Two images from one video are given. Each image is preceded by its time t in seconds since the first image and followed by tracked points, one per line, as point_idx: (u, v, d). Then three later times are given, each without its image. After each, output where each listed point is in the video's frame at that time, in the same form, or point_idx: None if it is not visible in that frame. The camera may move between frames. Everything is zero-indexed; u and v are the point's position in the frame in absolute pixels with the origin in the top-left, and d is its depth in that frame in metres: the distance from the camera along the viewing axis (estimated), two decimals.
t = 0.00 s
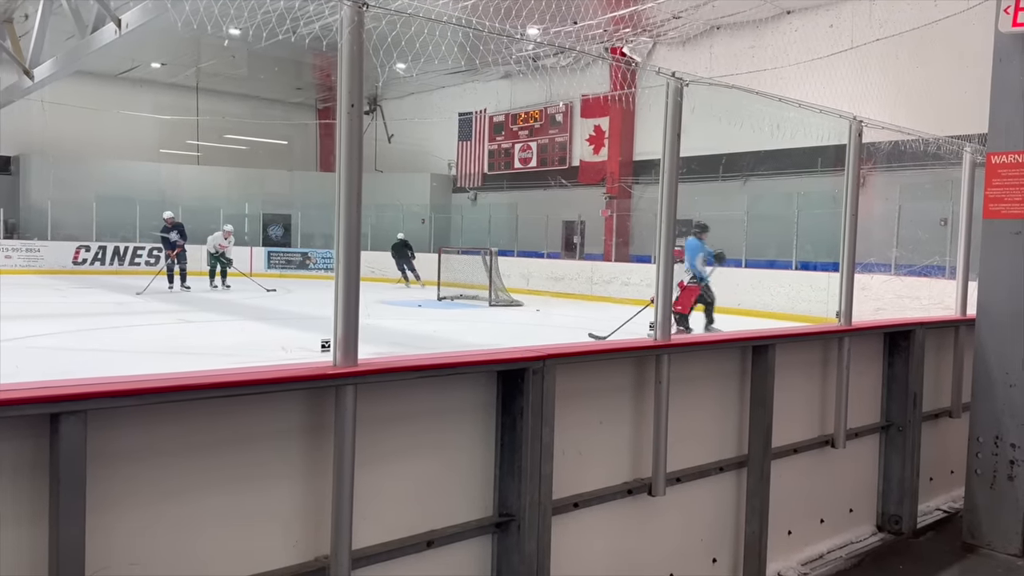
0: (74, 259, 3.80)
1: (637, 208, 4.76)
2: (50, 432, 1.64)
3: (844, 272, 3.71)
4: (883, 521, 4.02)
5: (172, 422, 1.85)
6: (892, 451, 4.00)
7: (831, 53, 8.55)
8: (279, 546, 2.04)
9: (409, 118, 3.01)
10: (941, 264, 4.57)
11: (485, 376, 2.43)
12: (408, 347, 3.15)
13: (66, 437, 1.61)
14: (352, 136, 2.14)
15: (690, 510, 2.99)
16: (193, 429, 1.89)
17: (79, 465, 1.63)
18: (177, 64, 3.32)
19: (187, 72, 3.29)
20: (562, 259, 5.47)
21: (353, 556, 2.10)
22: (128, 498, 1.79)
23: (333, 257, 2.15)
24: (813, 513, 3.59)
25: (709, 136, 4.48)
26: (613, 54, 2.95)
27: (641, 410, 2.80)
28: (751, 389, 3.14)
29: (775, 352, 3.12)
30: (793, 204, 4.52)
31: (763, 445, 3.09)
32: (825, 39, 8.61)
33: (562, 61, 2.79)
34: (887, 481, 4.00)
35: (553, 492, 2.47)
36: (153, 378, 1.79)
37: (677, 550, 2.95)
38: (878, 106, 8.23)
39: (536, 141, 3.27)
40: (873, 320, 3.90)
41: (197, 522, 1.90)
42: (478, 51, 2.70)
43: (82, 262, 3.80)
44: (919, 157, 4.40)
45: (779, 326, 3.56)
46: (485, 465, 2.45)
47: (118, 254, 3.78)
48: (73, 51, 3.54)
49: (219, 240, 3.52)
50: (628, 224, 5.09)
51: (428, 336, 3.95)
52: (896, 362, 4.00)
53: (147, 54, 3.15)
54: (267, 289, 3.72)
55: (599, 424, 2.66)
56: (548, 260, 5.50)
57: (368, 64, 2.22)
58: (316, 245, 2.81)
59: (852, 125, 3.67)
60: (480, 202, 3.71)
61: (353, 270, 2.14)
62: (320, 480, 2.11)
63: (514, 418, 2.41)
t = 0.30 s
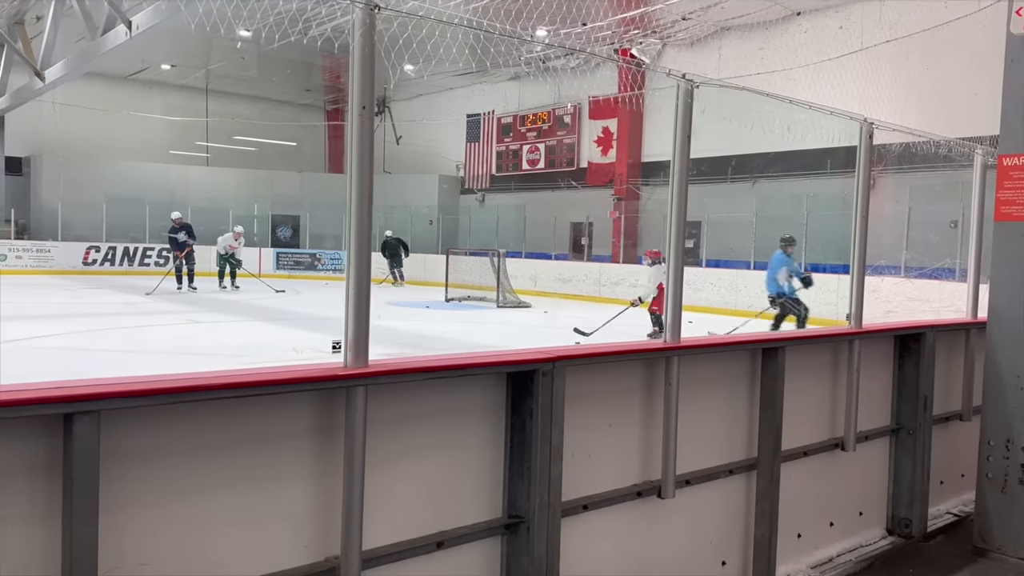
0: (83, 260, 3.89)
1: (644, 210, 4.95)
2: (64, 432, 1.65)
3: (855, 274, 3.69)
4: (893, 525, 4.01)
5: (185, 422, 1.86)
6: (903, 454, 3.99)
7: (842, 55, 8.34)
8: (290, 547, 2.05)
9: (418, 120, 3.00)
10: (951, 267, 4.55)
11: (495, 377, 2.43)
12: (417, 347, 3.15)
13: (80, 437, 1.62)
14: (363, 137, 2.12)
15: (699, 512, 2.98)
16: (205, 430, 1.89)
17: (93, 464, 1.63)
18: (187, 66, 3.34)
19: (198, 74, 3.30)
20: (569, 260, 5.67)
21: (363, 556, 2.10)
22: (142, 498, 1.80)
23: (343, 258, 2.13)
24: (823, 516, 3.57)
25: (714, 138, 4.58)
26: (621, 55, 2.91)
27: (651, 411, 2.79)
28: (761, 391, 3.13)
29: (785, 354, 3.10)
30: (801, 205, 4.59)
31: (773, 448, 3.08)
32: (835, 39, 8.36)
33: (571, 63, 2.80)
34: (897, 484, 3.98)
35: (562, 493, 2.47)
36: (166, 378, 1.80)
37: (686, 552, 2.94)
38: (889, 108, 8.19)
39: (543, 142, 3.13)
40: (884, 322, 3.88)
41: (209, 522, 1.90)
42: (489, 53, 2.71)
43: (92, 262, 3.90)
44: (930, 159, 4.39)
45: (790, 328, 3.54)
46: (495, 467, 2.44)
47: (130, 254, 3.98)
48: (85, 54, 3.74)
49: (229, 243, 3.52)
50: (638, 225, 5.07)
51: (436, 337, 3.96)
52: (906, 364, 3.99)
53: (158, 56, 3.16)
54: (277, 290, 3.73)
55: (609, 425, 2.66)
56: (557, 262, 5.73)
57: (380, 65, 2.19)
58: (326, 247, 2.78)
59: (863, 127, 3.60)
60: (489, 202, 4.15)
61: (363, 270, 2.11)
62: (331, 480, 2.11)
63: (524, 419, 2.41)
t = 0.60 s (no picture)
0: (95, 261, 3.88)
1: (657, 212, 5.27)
2: (77, 432, 1.66)
3: (867, 277, 3.67)
4: (904, 529, 3.99)
5: (196, 423, 1.87)
6: (914, 458, 3.97)
7: (852, 56, 8.35)
8: (300, 547, 2.05)
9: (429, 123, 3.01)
10: (963, 270, 4.51)
11: (504, 379, 2.43)
12: (427, 349, 3.16)
13: (93, 437, 1.63)
14: (374, 139, 2.18)
15: (710, 515, 2.97)
16: (216, 431, 1.90)
17: (106, 464, 1.65)
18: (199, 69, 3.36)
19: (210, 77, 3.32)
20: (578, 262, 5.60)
21: (373, 557, 2.11)
22: (154, 498, 1.81)
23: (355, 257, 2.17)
24: (834, 520, 3.56)
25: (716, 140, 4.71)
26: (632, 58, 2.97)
27: (661, 414, 2.79)
28: (771, 394, 3.12)
29: (796, 358, 3.09)
30: (813, 207, 4.81)
31: (784, 451, 3.07)
32: (846, 42, 8.42)
33: (580, 65, 2.83)
34: (909, 488, 3.96)
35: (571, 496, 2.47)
36: (178, 379, 1.81)
37: (696, 555, 2.93)
38: (900, 110, 8.13)
39: (553, 144, 3.21)
40: (895, 326, 3.86)
41: (220, 523, 1.91)
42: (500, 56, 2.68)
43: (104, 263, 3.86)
44: (943, 161, 4.37)
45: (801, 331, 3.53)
46: (504, 469, 2.44)
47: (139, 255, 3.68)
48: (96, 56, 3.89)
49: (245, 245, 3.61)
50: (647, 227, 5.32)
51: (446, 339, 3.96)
52: (918, 368, 3.96)
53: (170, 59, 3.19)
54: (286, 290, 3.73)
55: (618, 428, 2.65)
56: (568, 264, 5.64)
57: (390, 69, 2.23)
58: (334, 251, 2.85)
59: (874, 129, 3.63)
60: (497, 206, 4.19)
61: (374, 273, 2.14)
62: (341, 482, 2.12)
63: (533, 422, 2.41)
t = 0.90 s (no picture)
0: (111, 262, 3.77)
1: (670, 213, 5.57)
2: (94, 431, 1.68)
3: (883, 279, 3.65)
4: (920, 533, 3.95)
5: (211, 423, 1.88)
6: (930, 462, 3.93)
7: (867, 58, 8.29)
8: (314, 548, 2.06)
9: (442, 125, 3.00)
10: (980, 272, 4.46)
11: (517, 381, 2.43)
12: (439, 350, 3.16)
13: (110, 437, 1.65)
14: (388, 140, 2.28)
15: (723, 519, 2.96)
16: (231, 431, 1.91)
17: (122, 464, 1.66)
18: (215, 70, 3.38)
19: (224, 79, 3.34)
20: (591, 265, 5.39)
21: (386, 558, 2.12)
22: (169, 497, 1.82)
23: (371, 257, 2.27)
24: (849, 524, 3.53)
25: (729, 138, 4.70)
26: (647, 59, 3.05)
27: (674, 417, 2.78)
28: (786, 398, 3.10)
29: (811, 361, 3.07)
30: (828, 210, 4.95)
31: (799, 455, 3.05)
32: (860, 43, 8.33)
33: (593, 67, 2.90)
34: (925, 493, 3.93)
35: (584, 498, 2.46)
36: (194, 380, 1.83)
37: (709, 559, 2.92)
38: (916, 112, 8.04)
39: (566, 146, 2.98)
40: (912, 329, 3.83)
41: (234, 523, 1.93)
42: (514, 57, 2.75)
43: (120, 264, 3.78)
44: (959, 163, 4.35)
45: (816, 333, 3.51)
46: (517, 471, 2.44)
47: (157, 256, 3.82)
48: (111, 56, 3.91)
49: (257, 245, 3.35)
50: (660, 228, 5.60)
51: (458, 340, 3.96)
52: (934, 371, 3.93)
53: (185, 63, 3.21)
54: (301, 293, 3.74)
55: (632, 430, 2.65)
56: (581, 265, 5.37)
57: (406, 69, 2.30)
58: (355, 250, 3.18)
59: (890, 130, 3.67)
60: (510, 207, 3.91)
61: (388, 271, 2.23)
62: (355, 483, 2.13)
63: (546, 424, 2.41)
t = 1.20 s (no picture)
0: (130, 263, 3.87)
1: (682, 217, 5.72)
2: (111, 430, 1.69)
3: (900, 282, 3.61)
4: (937, 539, 3.89)
5: (226, 423, 1.89)
6: (948, 467, 3.87)
7: (884, 60, 8.07)
8: (328, 548, 2.07)
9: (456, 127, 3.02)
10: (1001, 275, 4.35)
11: (531, 383, 2.42)
12: (452, 351, 3.17)
13: (125, 436, 1.66)
14: (403, 142, 2.17)
15: (739, 523, 2.94)
16: (246, 431, 1.93)
17: (138, 463, 1.68)
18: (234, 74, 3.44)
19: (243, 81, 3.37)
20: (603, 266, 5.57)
21: (399, 558, 2.12)
22: (185, 497, 1.84)
23: (384, 262, 2.17)
24: (865, 529, 3.49)
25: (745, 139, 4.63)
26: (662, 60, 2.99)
27: (689, 420, 2.76)
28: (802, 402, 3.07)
29: (828, 364, 3.04)
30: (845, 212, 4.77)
31: (815, 459, 3.02)
32: (878, 45, 8.13)
33: (609, 68, 2.85)
34: (942, 498, 3.87)
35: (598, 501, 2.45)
36: (210, 380, 1.84)
37: (723, 563, 2.90)
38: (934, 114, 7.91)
39: (581, 147, 3.19)
40: (929, 332, 3.79)
41: (249, 523, 1.94)
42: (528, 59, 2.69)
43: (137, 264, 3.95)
44: (978, 165, 4.31)
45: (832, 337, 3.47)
46: (531, 473, 2.44)
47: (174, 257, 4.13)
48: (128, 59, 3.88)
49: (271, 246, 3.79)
50: (674, 230, 5.87)
51: (471, 341, 3.96)
52: (952, 375, 3.88)
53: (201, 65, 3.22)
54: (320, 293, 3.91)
55: (646, 433, 2.63)
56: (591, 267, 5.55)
57: (420, 71, 2.24)
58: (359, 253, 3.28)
59: (908, 132, 3.57)
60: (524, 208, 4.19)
61: (402, 275, 2.15)
62: (369, 483, 2.13)
63: (560, 426, 2.40)
